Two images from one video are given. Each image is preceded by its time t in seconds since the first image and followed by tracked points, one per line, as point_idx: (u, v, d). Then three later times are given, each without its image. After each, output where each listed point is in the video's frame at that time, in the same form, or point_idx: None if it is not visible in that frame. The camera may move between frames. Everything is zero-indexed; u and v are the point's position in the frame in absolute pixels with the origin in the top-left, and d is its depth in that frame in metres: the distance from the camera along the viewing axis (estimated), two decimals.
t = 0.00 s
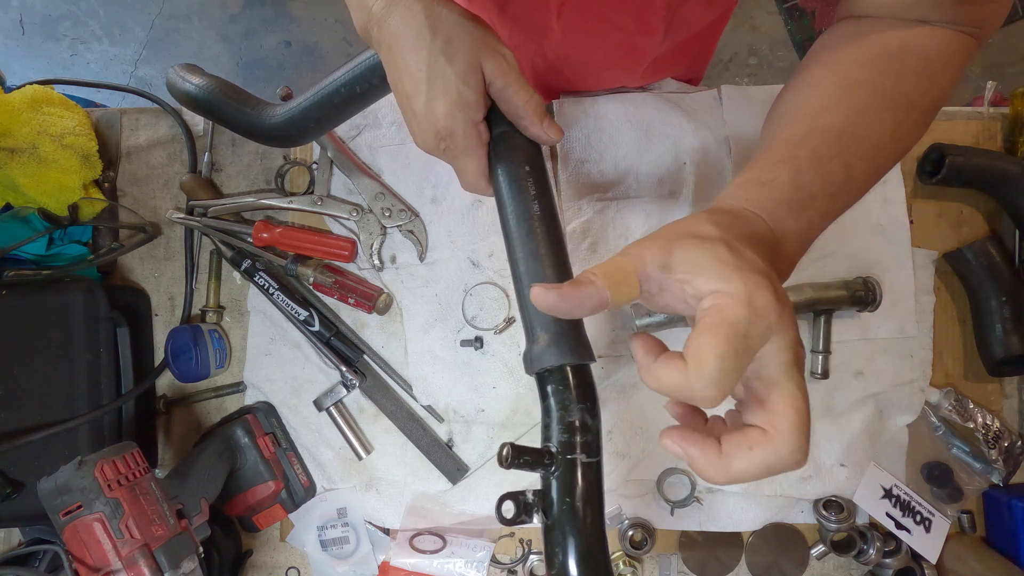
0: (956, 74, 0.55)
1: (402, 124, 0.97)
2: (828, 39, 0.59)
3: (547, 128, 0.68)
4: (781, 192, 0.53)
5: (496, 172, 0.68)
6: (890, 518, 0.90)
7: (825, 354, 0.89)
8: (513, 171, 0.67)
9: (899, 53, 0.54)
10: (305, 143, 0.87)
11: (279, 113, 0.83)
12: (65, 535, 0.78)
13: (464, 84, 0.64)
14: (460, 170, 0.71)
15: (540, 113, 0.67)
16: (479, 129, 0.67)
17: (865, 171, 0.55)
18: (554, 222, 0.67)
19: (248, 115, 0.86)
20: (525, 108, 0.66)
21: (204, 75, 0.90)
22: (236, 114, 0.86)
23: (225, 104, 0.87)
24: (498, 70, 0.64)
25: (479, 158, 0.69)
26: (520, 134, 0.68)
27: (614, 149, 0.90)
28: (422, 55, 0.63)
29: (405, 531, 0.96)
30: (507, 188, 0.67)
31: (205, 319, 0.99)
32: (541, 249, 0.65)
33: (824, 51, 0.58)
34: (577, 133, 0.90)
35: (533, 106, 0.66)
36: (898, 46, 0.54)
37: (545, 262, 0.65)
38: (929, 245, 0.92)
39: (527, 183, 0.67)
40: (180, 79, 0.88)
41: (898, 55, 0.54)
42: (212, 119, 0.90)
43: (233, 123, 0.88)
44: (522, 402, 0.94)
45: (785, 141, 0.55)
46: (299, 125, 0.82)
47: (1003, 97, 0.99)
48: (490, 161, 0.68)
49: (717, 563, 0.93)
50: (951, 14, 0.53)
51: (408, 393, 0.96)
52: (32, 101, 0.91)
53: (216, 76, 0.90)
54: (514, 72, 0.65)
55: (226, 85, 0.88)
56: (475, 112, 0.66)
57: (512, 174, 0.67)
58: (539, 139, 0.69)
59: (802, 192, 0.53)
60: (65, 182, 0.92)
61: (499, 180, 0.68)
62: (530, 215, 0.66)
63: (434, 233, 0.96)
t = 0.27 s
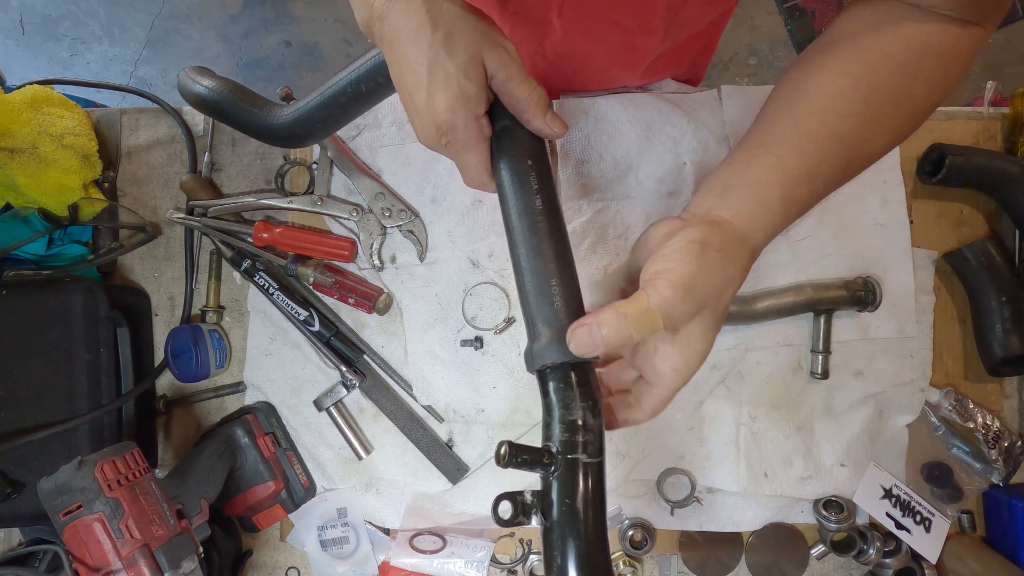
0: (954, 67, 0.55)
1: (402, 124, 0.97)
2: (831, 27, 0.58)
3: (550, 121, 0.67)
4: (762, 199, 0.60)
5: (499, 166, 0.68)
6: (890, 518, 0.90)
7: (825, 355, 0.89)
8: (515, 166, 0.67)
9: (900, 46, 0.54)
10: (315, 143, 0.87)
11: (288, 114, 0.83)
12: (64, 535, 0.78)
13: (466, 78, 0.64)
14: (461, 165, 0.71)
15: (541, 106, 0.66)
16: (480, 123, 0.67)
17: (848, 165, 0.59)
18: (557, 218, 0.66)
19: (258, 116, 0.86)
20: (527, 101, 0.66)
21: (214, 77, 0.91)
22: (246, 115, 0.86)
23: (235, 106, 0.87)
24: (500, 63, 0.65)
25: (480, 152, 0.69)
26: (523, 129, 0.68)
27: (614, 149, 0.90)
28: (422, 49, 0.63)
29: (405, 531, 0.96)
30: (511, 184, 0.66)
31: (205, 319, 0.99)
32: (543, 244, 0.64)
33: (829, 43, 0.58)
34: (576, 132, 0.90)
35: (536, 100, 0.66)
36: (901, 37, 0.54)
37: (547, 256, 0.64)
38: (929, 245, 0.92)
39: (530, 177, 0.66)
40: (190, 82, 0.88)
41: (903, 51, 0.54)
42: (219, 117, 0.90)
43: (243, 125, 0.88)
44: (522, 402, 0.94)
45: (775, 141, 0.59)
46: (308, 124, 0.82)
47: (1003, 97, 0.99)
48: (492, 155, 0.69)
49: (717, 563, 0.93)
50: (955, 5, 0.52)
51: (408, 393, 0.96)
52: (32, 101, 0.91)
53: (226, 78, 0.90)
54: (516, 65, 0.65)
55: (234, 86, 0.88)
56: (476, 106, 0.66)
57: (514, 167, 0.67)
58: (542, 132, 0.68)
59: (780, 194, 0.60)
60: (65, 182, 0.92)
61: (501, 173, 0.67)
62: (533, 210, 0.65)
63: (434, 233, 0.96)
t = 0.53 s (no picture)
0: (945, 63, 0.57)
1: (402, 124, 0.97)
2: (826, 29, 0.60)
3: (553, 118, 0.66)
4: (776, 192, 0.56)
5: (502, 165, 0.68)
6: (890, 518, 0.90)
7: (826, 355, 0.89)
8: (520, 164, 0.67)
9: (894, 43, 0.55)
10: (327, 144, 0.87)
11: (299, 117, 0.83)
12: (65, 535, 0.78)
13: (465, 78, 0.64)
14: (465, 165, 0.71)
15: (542, 103, 0.66)
16: (482, 122, 0.67)
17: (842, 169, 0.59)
18: (562, 216, 0.67)
19: (270, 121, 0.86)
20: (528, 98, 0.66)
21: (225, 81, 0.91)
22: (259, 120, 0.87)
23: (247, 112, 0.87)
24: (499, 61, 0.64)
25: (481, 152, 0.69)
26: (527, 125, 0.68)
27: (613, 149, 0.90)
28: (421, 50, 0.63)
29: (405, 531, 0.96)
30: (515, 183, 0.67)
31: (205, 319, 0.99)
32: (547, 244, 0.65)
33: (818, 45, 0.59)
34: (576, 132, 0.90)
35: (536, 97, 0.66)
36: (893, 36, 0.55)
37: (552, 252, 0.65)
38: (929, 245, 0.93)
39: (533, 175, 0.67)
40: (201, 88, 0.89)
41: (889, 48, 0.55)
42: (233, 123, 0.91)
43: (257, 129, 0.88)
44: (522, 402, 0.94)
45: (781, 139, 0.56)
46: (320, 126, 0.82)
47: (1003, 97, 0.99)
48: (495, 153, 0.69)
49: (717, 564, 0.93)
50: (940, 6, 0.54)
51: (408, 393, 0.96)
52: (32, 100, 0.91)
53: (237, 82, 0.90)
54: (516, 63, 0.65)
55: (244, 90, 0.88)
56: (477, 105, 0.66)
57: (518, 165, 0.67)
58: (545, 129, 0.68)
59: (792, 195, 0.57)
60: (65, 182, 0.92)
61: (505, 171, 0.68)
62: (537, 208, 0.66)
63: (434, 233, 0.96)
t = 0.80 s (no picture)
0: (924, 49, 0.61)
1: (402, 124, 0.97)
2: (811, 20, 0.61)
3: (537, 120, 0.66)
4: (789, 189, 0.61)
5: (488, 165, 0.68)
6: (890, 518, 0.90)
7: (825, 354, 0.89)
8: (503, 166, 0.67)
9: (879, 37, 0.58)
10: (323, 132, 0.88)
11: (297, 104, 0.83)
12: (65, 535, 0.78)
13: (452, 82, 0.63)
14: (452, 165, 0.72)
15: (528, 105, 0.66)
16: (468, 124, 0.67)
17: (842, 158, 0.64)
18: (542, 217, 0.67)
19: (268, 106, 0.86)
20: (513, 101, 0.65)
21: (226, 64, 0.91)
22: (257, 105, 0.87)
23: (246, 96, 0.87)
24: (485, 65, 0.63)
25: (468, 151, 0.69)
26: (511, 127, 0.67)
27: (614, 149, 0.90)
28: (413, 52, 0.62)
29: (405, 531, 0.96)
30: (496, 180, 0.67)
31: (205, 319, 0.99)
32: (527, 244, 0.65)
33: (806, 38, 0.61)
34: (576, 133, 0.90)
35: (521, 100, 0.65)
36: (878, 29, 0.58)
37: (530, 256, 0.65)
38: (929, 245, 0.93)
39: (516, 177, 0.67)
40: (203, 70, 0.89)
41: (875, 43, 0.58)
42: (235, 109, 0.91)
43: (255, 114, 0.88)
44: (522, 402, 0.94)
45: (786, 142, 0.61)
46: (317, 115, 0.82)
47: (1003, 97, 0.99)
48: (482, 152, 0.69)
49: (717, 564, 0.93)
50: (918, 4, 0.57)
51: (408, 393, 0.96)
52: (32, 101, 0.90)
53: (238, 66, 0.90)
54: (501, 65, 0.64)
55: (244, 74, 0.88)
56: (464, 109, 0.66)
57: (501, 168, 0.67)
58: (532, 132, 0.68)
59: (806, 189, 0.61)
60: (65, 182, 0.92)
61: (489, 172, 0.68)
62: (518, 209, 0.66)
63: (434, 233, 0.96)
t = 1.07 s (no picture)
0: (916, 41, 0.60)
1: (402, 124, 0.97)
2: (805, 13, 0.61)
3: (541, 119, 0.66)
4: (788, 186, 0.59)
5: (491, 164, 0.67)
6: (890, 518, 0.90)
7: (825, 354, 0.89)
8: (507, 165, 0.66)
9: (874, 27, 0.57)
10: (327, 136, 0.88)
11: (300, 109, 0.83)
12: (65, 535, 0.78)
13: (455, 79, 0.64)
14: (455, 164, 0.71)
15: (532, 105, 0.66)
16: (471, 124, 0.67)
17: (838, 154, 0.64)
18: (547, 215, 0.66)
19: (271, 111, 0.86)
20: (517, 100, 0.65)
21: (228, 70, 0.90)
22: (261, 110, 0.87)
23: (250, 101, 0.87)
24: (490, 62, 0.64)
25: (473, 149, 0.69)
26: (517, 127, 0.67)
27: (613, 149, 0.90)
28: (416, 52, 0.63)
29: (405, 531, 0.96)
30: (500, 176, 0.66)
31: (205, 319, 0.99)
32: (533, 242, 0.64)
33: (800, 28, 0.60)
34: (576, 133, 0.90)
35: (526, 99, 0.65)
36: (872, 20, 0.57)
37: (536, 254, 0.64)
38: (929, 245, 0.93)
39: (520, 176, 0.66)
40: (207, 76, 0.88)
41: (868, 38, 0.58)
42: (236, 113, 0.91)
43: (258, 119, 0.88)
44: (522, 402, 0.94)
45: (784, 130, 0.60)
46: (320, 119, 0.82)
47: (1003, 97, 0.99)
48: (485, 151, 0.68)
49: (717, 564, 0.93)
50: None
51: (408, 393, 0.96)
52: (32, 101, 0.90)
53: (240, 71, 0.90)
54: (505, 63, 0.65)
55: (246, 79, 0.88)
56: (466, 106, 0.66)
57: (506, 167, 0.66)
58: (536, 131, 0.68)
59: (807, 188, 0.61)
60: (65, 182, 0.92)
61: (493, 171, 0.67)
62: (523, 209, 0.65)
63: (434, 233, 0.96)
